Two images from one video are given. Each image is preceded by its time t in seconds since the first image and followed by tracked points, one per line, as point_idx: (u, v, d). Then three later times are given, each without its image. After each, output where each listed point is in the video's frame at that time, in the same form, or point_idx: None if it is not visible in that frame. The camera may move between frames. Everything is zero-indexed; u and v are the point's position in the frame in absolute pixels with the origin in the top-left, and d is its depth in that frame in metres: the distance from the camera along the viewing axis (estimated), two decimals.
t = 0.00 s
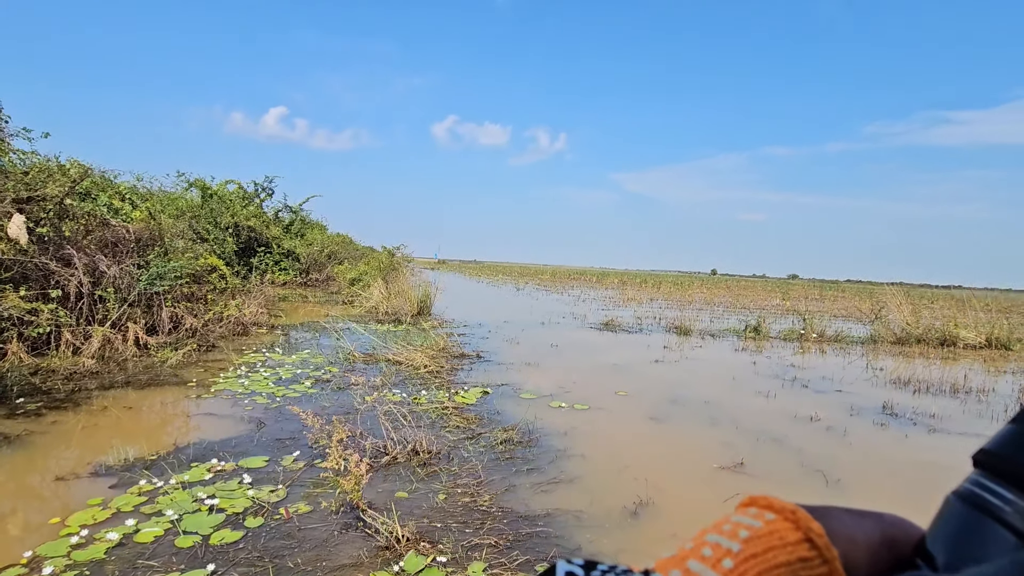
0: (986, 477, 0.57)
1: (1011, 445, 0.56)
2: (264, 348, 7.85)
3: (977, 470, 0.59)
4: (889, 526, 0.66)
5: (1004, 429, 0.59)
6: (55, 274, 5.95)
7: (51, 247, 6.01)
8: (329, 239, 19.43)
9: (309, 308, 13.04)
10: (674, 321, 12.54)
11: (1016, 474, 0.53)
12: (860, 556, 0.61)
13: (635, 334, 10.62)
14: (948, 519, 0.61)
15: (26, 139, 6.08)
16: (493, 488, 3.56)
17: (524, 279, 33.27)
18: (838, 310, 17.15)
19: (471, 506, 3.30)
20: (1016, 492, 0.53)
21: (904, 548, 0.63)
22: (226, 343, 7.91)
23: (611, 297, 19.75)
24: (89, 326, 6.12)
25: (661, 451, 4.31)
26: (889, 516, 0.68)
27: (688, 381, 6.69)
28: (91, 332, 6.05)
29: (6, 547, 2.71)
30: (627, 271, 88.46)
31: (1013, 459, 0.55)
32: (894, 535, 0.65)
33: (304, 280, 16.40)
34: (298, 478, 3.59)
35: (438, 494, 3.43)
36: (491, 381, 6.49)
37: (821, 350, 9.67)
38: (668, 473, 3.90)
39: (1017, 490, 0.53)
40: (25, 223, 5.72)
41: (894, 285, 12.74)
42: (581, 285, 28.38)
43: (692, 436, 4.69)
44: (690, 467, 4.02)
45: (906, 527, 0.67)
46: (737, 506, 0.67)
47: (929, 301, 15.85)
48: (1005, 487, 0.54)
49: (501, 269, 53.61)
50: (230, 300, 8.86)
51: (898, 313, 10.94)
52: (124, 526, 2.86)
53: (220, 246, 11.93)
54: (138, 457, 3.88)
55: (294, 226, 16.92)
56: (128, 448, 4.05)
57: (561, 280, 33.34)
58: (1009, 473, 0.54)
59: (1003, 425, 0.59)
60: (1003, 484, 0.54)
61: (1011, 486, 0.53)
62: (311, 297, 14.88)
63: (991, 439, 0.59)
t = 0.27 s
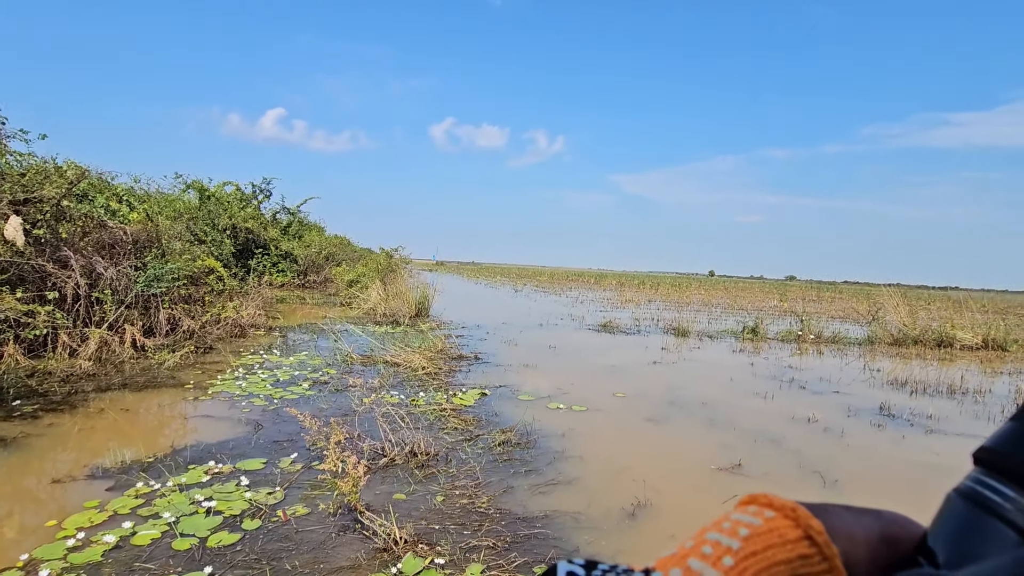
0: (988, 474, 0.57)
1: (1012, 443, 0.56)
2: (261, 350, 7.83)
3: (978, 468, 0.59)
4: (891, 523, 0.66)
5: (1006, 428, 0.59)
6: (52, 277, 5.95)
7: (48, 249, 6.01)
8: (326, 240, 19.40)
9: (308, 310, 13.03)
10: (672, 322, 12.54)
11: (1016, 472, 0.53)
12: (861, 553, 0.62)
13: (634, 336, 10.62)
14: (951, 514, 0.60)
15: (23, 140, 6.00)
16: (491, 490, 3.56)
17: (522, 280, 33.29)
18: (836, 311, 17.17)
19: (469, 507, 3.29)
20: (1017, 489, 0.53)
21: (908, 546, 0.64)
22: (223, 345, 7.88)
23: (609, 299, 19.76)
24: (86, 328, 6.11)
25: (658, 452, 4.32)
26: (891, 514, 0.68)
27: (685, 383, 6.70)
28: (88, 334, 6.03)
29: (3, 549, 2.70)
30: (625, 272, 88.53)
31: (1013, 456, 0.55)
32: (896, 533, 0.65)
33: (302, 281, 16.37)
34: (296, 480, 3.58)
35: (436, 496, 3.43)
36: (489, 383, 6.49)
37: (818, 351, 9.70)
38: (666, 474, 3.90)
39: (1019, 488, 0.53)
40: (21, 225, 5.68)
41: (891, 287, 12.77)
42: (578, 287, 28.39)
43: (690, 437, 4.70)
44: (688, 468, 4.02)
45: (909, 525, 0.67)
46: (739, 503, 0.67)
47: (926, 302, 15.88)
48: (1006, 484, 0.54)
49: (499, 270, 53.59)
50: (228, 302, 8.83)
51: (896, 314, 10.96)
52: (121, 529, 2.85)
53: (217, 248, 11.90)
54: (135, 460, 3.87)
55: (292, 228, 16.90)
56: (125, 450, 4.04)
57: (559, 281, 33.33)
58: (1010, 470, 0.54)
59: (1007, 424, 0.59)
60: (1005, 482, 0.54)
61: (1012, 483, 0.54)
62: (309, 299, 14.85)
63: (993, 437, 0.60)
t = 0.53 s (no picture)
0: (981, 477, 0.58)
1: (1005, 447, 0.58)
2: (259, 351, 7.82)
3: (970, 471, 0.60)
4: (885, 524, 0.66)
5: (997, 432, 0.60)
6: (49, 278, 5.94)
7: (45, 250, 6.00)
8: (325, 242, 19.39)
9: (306, 311, 13.01)
10: (671, 323, 12.56)
11: (1012, 476, 0.54)
12: (857, 554, 0.62)
13: (632, 337, 10.63)
14: (944, 516, 0.61)
15: (20, 141, 6.00)
16: (490, 491, 3.55)
17: (520, 281, 33.30)
18: (833, 312, 17.21)
19: (467, 509, 3.29)
20: (1011, 493, 0.54)
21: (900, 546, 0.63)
22: (221, 346, 7.87)
23: (607, 300, 19.78)
24: (83, 330, 6.09)
25: (657, 454, 4.32)
26: (885, 516, 0.68)
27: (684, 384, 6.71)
28: (86, 336, 6.02)
29: None
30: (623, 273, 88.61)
31: (1009, 459, 0.56)
32: (890, 534, 0.65)
33: (300, 283, 16.35)
34: (294, 482, 3.57)
35: (435, 497, 3.42)
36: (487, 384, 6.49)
37: (816, 352, 9.72)
38: (664, 475, 3.89)
39: (1013, 491, 0.54)
40: (19, 226, 5.69)
41: (888, 288, 12.81)
42: (577, 288, 28.43)
43: (688, 438, 4.70)
44: (686, 469, 4.02)
45: (904, 527, 0.67)
46: (735, 504, 0.67)
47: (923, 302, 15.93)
48: (998, 488, 0.56)
49: (498, 271, 53.60)
50: (226, 303, 8.82)
51: (893, 315, 10.99)
52: (118, 531, 2.84)
53: (216, 249, 11.88)
54: (132, 462, 3.86)
55: (290, 229, 16.89)
56: (122, 452, 4.03)
57: (557, 282, 33.36)
58: (1004, 475, 0.55)
59: (996, 428, 0.61)
60: (1000, 485, 0.56)
61: (1007, 487, 0.55)
62: (307, 300, 14.83)
63: (984, 440, 0.61)
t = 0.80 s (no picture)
0: (972, 481, 0.59)
1: (995, 449, 0.58)
2: (257, 352, 7.80)
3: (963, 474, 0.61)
4: (882, 528, 0.67)
5: (987, 435, 0.61)
6: (47, 279, 5.92)
7: (43, 251, 5.99)
8: (323, 243, 19.38)
9: (305, 312, 13.00)
10: (669, 324, 12.56)
11: (1004, 476, 0.55)
12: (855, 557, 0.62)
13: (631, 338, 10.63)
14: (935, 518, 0.61)
15: (18, 142, 6.02)
16: (488, 492, 3.55)
17: (519, 282, 33.40)
18: (832, 313, 17.24)
19: (465, 510, 3.28)
20: (1001, 493, 0.54)
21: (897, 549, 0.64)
22: (219, 347, 7.85)
23: (606, 301, 19.78)
24: (81, 331, 6.08)
25: (656, 455, 4.32)
26: (883, 521, 0.68)
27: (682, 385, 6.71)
28: (83, 337, 6.00)
29: None
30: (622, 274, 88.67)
31: (997, 460, 0.57)
32: (889, 538, 0.65)
33: (298, 284, 16.32)
34: (292, 483, 3.56)
35: (433, 498, 3.42)
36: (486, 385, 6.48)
37: (815, 353, 9.73)
38: (663, 476, 3.89)
39: (1003, 491, 0.54)
40: (16, 227, 5.71)
41: (886, 289, 12.84)
42: (575, 288, 28.45)
43: (686, 439, 4.70)
44: (685, 470, 4.02)
45: (902, 530, 0.68)
46: (734, 508, 0.67)
47: (921, 303, 15.96)
48: (990, 489, 0.56)
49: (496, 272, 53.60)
50: (224, 304, 8.81)
51: (891, 316, 11.02)
52: (116, 532, 2.83)
53: (213, 249, 11.87)
54: (130, 463, 3.85)
55: (289, 230, 16.87)
56: (119, 454, 4.01)
57: (556, 283, 33.38)
58: (995, 475, 0.56)
59: (988, 431, 0.61)
60: (990, 486, 0.56)
61: (997, 487, 0.55)
62: (305, 301, 14.80)
63: (975, 444, 0.62)
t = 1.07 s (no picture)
0: (970, 462, 0.60)
1: (992, 428, 0.59)
2: (256, 353, 7.79)
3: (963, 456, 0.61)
4: (884, 512, 0.65)
5: (983, 416, 0.62)
6: (44, 280, 5.91)
7: (40, 252, 5.98)
8: (322, 243, 19.37)
9: (303, 313, 13.00)
10: (668, 325, 12.58)
11: (1001, 454, 0.56)
12: (855, 541, 0.62)
13: (629, 338, 10.65)
14: (938, 500, 0.62)
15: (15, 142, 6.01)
16: (487, 493, 3.55)
17: (518, 283, 33.42)
18: (830, 314, 17.29)
19: (464, 511, 3.28)
20: (1001, 470, 0.55)
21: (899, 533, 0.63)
22: (217, 348, 7.84)
23: (604, 302, 19.80)
24: (78, 332, 6.07)
25: (654, 455, 4.32)
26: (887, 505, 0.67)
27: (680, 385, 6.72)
28: (81, 338, 5.99)
29: None
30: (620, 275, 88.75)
31: (995, 439, 0.58)
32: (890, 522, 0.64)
33: (296, 284, 16.31)
34: (291, 484, 3.56)
35: (432, 500, 3.42)
36: (485, 386, 6.48)
37: (812, 353, 9.76)
38: (661, 477, 3.90)
39: (1002, 468, 0.55)
40: (14, 228, 5.70)
41: (884, 289, 12.87)
42: (573, 289, 28.46)
43: (685, 439, 4.70)
44: (683, 471, 4.02)
45: (904, 516, 0.66)
46: (736, 496, 0.67)
47: (918, 304, 16.00)
48: (990, 468, 0.57)
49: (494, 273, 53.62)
50: (222, 305, 8.79)
51: (889, 316, 11.05)
52: (114, 533, 2.82)
53: (212, 250, 11.86)
54: (128, 464, 3.84)
55: (287, 231, 16.87)
56: (117, 455, 4.00)
57: (554, 283, 33.40)
58: (993, 454, 0.57)
59: (984, 412, 0.62)
60: (989, 465, 0.57)
61: (997, 465, 0.56)
62: (304, 302, 14.79)
63: (972, 425, 0.62)
